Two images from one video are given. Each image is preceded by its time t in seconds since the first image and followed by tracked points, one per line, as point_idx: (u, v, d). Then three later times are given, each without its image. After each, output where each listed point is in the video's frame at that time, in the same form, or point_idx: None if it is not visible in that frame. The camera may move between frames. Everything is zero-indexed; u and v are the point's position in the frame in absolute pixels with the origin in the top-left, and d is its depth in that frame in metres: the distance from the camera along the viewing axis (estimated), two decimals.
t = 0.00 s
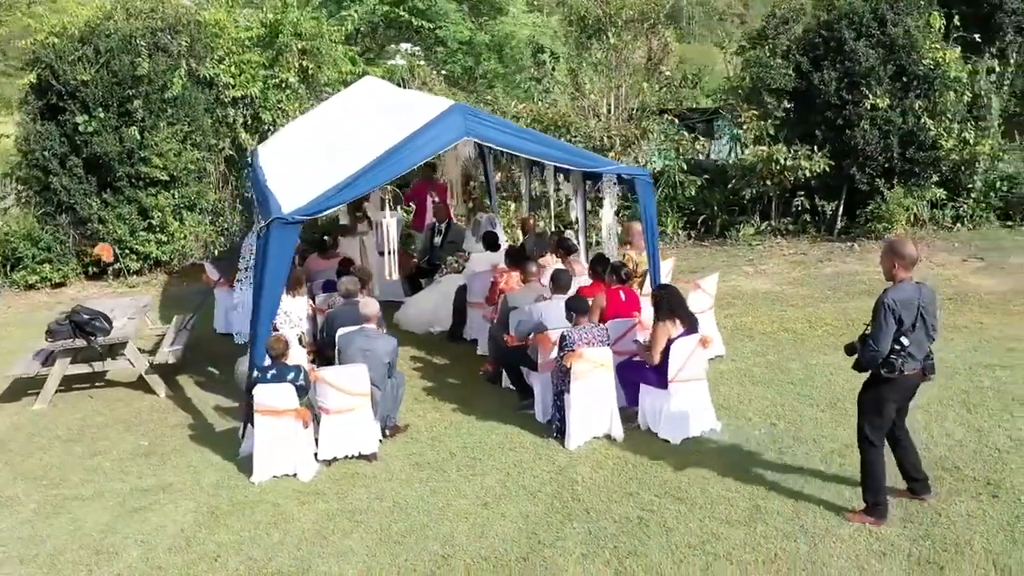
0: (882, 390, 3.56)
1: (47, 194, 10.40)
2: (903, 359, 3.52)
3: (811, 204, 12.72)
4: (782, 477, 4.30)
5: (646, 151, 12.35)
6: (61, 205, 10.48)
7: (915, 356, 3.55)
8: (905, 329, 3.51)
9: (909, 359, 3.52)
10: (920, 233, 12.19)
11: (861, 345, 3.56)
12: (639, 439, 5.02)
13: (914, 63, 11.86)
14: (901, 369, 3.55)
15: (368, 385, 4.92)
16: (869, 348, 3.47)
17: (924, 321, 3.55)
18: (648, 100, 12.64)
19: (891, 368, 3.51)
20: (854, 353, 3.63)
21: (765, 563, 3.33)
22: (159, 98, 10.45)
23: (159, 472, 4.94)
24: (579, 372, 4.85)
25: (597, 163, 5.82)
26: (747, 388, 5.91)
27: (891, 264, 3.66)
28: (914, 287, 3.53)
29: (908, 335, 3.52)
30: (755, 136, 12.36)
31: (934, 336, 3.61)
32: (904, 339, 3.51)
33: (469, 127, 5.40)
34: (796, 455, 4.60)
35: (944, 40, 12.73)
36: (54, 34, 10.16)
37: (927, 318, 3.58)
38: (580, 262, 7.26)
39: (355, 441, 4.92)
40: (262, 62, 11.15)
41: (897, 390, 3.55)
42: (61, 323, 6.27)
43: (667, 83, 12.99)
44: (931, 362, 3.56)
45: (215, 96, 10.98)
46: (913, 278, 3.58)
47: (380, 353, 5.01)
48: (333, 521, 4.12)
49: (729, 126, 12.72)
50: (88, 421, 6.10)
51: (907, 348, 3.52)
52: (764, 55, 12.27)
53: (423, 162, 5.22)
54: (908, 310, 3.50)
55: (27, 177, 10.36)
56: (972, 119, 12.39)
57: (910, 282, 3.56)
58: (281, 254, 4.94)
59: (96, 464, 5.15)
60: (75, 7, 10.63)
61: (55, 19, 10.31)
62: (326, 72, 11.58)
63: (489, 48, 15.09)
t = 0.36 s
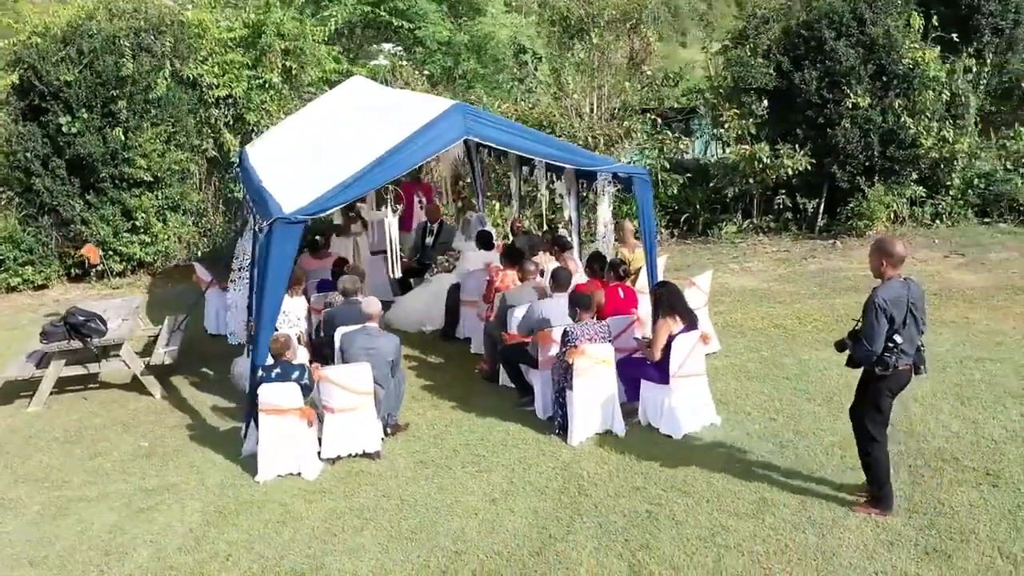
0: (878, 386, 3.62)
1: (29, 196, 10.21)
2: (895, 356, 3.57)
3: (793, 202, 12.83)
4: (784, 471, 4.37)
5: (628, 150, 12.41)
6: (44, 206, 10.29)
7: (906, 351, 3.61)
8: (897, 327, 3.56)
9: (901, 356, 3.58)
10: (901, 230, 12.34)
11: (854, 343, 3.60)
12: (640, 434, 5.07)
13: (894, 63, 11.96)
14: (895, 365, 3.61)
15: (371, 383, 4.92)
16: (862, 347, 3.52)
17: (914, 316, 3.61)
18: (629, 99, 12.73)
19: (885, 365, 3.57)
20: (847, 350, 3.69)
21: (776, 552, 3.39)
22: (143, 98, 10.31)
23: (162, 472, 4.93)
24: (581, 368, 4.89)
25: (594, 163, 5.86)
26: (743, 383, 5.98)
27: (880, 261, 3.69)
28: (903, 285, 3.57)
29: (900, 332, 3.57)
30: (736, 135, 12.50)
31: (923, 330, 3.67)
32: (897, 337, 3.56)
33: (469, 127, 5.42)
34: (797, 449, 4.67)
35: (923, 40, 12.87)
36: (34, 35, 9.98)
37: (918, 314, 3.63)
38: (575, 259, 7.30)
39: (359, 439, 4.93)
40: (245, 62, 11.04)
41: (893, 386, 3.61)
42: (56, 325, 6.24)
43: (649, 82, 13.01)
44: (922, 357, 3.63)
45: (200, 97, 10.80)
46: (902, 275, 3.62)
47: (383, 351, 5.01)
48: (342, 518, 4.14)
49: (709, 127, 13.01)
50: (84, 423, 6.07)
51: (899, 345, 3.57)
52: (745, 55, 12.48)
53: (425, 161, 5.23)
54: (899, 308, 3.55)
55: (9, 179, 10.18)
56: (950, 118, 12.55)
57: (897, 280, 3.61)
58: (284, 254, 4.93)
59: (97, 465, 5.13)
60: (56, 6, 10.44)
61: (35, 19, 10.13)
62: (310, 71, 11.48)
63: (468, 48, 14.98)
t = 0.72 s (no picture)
0: (871, 381, 3.66)
1: (14, 198, 9.96)
2: (889, 352, 3.61)
3: (779, 200, 12.93)
4: (791, 468, 4.43)
5: (615, 149, 12.43)
6: (30, 208, 10.06)
7: (899, 347, 3.66)
8: (889, 323, 3.61)
9: (893, 351, 3.62)
10: (886, 228, 12.48)
11: (847, 340, 3.67)
12: (647, 430, 5.11)
13: (878, 62, 12.13)
14: (889, 361, 3.64)
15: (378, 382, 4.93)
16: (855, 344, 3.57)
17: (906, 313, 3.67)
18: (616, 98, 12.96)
19: (878, 361, 3.61)
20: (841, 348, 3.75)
21: (792, 544, 3.44)
22: (131, 99, 10.11)
23: (170, 472, 4.92)
24: (587, 366, 4.93)
25: (596, 162, 5.91)
26: (744, 379, 6.05)
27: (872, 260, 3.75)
28: (893, 282, 3.63)
29: (893, 329, 3.61)
30: (722, 135, 12.58)
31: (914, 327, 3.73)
32: (889, 333, 3.60)
33: (473, 126, 5.46)
34: (803, 444, 4.74)
35: (906, 39, 12.99)
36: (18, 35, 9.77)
37: (910, 310, 3.68)
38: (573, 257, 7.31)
39: (367, 437, 4.93)
40: (232, 63, 10.82)
41: (887, 380, 3.66)
42: (55, 326, 6.19)
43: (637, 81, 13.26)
44: (913, 351, 3.67)
45: (186, 98, 10.61)
46: (893, 273, 3.67)
47: (390, 350, 5.02)
48: (357, 515, 4.16)
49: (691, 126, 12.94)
50: (86, 425, 6.04)
51: (892, 341, 3.62)
52: (733, 55, 12.56)
53: (429, 161, 5.27)
54: (890, 305, 3.61)
55: None
56: (933, 116, 12.60)
57: (889, 277, 3.68)
58: (291, 254, 4.94)
59: (103, 467, 5.11)
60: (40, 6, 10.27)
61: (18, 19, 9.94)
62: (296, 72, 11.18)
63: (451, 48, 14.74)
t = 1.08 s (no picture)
0: (858, 371, 3.72)
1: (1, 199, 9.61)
2: (874, 342, 3.68)
3: (767, 198, 12.94)
4: (802, 462, 4.48)
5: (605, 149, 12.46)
6: (19, 209, 9.70)
7: (883, 338, 3.73)
8: (876, 314, 3.68)
9: (879, 341, 3.69)
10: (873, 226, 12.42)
11: (836, 329, 3.70)
12: (656, 426, 5.15)
13: (865, 61, 12.23)
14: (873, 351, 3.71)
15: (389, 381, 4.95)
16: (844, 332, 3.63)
17: (891, 305, 3.75)
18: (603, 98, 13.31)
19: (864, 350, 3.68)
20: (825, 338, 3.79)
21: (812, 536, 3.49)
22: (122, 99, 9.85)
23: (181, 472, 4.92)
24: (597, 363, 4.97)
25: (601, 161, 5.96)
26: (747, 374, 6.11)
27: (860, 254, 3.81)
28: (881, 274, 3.70)
29: (879, 320, 3.69)
30: (710, 134, 12.69)
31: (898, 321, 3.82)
32: (876, 323, 3.68)
33: (482, 126, 5.51)
34: (812, 438, 4.81)
35: (892, 39, 13.10)
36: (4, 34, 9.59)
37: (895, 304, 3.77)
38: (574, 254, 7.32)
39: (379, 436, 4.95)
40: (222, 63, 10.70)
41: (873, 371, 3.72)
42: (59, 327, 6.16)
43: (625, 81, 13.58)
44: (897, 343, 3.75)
45: (177, 98, 10.39)
46: (880, 266, 3.74)
47: (401, 348, 5.04)
48: (375, 512, 4.18)
49: (675, 124, 13.28)
50: (90, 427, 6.01)
51: (878, 331, 3.69)
52: (720, 53, 12.70)
53: (437, 161, 5.32)
54: (878, 296, 3.68)
55: None
56: (919, 114, 12.65)
57: (878, 269, 3.74)
58: (302, 253, 4.95)
59: (112, 468, 5.09)
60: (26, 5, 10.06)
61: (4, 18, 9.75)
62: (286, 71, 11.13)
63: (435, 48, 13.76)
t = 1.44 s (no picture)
0: (850, 364, 3.79)
1: None
2: (868, 335, 3.75)
3: (755, 197, 13.01)
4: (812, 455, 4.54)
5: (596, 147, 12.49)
6: (7, 210, 9.56)
7: (877, 331, 3.79)
8: (869, 307, 3.74)
9: (873, 335, 3.76)
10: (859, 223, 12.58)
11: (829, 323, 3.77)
12: (665, 422, 5.20)
13: (852, 61, 12.35)
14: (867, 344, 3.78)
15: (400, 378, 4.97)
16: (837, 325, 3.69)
17: (883, 299, 3.82)
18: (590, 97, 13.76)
19: (859, 344, 3.74)
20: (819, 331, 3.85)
21: (830, 527, 3.54)
22: (113, 100, 9.72)
23: (192, 471, 4.92)
24: (608, 359, 5.02)
25: (607, 159, 6.00)
26: (751, 370, 6.17)
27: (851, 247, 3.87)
28: (873, 267, 3.76)
29: (872, 313, 3.75)
30: (699, 134, 12.76)
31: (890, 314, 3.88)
32: (869, 317, 3.73)
33: (491, 125, 5.55)
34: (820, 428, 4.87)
35: (878, 38, 13.22)
36: None
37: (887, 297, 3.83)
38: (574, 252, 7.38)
39: (391, 433, 4.97)
40: (213, 63, 10.54)
41: (865, 363, 3.80)
42: (63, 328, 6.14)
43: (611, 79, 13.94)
44: (892, 336, 3.81)
45: (166, 97, 10.26)
46: (872, 260, 3.80)
47: (411, 346, 5.07)
48: (393, 509, 4.20)
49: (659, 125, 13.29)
50: (96, 427, 5.99)
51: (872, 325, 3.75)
52: (708, 54, 12.87)
53: (445, 160, 5.36)
54: (871, 291, 3.74)
55: None
56: (904, 113, 12.80)
57: (870, 264, 3.81)
58: (313, 253, 4.96)
59: (123, 468, 5.08)
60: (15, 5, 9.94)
61: None
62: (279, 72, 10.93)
63: (420, 48, 13.41)
